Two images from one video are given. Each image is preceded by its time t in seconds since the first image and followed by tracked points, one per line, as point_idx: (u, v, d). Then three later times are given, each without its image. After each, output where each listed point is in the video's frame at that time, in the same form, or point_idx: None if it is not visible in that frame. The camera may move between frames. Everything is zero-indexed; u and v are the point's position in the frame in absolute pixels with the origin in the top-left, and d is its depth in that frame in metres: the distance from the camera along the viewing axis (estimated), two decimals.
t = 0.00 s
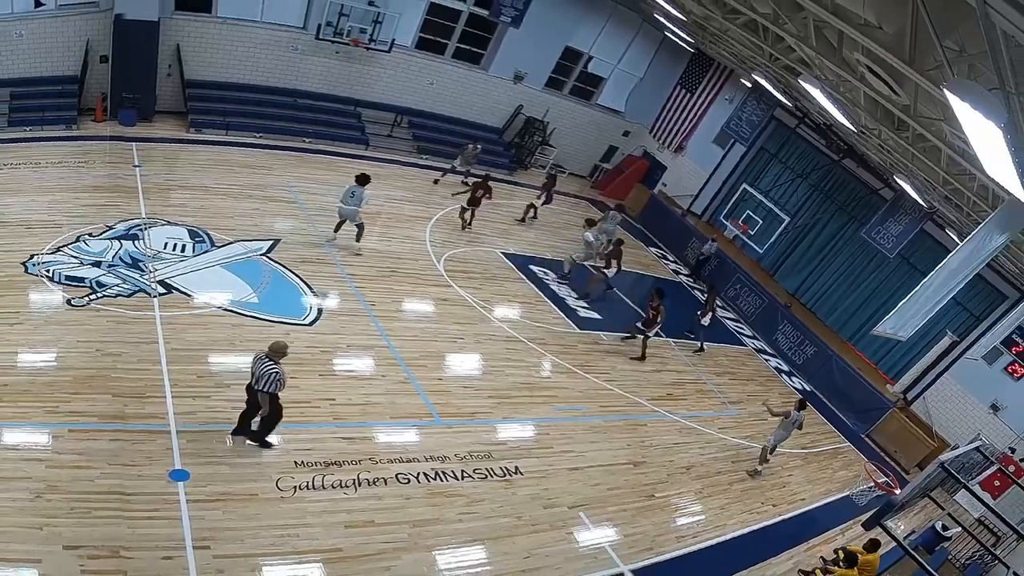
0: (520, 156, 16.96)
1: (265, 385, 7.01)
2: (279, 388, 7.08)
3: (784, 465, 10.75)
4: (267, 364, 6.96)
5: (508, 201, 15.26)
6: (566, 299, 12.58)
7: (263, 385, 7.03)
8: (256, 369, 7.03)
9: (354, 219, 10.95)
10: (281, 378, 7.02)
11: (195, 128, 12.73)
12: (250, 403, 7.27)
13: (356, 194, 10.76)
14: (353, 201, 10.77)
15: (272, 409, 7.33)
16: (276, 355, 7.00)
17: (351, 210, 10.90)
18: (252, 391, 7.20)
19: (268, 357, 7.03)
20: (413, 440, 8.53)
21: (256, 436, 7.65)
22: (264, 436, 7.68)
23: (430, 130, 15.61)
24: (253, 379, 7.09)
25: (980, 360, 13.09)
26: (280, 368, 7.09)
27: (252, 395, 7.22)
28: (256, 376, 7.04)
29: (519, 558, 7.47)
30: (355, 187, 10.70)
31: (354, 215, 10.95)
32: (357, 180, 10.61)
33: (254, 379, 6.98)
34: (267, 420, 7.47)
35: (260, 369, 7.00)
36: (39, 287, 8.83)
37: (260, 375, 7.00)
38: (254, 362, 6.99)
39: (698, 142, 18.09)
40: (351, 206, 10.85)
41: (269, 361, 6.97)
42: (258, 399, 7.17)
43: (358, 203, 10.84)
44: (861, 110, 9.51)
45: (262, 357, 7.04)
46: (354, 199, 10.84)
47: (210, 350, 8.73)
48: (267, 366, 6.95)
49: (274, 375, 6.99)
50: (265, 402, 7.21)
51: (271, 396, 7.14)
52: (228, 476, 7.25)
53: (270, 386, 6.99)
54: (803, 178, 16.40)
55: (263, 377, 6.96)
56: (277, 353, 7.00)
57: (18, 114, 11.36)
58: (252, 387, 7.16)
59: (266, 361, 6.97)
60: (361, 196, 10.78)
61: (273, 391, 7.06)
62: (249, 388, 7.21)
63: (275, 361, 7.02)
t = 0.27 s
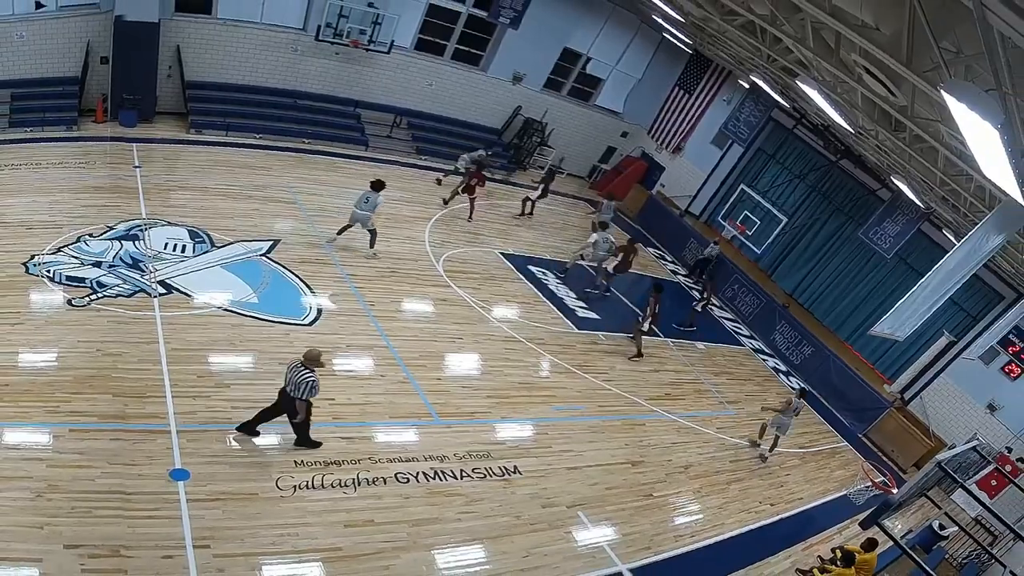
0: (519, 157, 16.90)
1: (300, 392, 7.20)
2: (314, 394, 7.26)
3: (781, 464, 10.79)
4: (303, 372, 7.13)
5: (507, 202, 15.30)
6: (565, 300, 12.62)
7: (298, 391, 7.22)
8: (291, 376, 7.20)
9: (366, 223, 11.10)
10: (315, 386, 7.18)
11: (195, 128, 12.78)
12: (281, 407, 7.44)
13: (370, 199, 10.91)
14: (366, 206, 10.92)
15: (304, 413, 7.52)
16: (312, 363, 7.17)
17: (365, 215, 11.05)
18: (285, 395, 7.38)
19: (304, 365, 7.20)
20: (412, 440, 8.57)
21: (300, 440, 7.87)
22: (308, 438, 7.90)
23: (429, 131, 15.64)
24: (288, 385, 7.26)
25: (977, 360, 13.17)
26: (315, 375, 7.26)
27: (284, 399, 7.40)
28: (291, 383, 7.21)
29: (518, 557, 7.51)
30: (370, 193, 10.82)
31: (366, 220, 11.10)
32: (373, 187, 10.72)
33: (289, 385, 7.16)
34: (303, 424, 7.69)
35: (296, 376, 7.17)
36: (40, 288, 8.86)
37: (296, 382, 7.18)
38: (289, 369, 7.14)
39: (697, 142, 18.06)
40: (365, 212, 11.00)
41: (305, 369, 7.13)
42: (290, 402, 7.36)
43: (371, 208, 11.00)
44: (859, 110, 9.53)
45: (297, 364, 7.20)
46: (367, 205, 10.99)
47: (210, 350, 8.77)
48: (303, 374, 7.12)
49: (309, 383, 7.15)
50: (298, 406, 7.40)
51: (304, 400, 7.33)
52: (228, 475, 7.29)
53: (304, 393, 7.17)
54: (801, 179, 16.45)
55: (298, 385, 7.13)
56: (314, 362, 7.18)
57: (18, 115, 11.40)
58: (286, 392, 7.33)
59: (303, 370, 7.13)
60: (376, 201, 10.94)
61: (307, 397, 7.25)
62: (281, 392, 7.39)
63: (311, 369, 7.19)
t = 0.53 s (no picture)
0: (518, 157, 16.93)
1: (324, 393, 7.27)
2: (337, 395, 7.35)
3: (782, 465, 10.76)
4: (325, 374, 7.18)
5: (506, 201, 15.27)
6: (565, 300, 12.59)
7: (322, 393, 7.27)
8: (312, 379, 7.22)
9: (372, 224, 10.95)
10: (337, 386, 7.28)
11: (194, 128, 12.75)
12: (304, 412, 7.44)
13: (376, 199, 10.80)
14: (374, 206, 10.83)
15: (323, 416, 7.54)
16: (331, 365, 7.22)
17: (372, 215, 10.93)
18: (306, 400, 7.38)
19: (323, 367, 7.23)
20: (412, 440, 8.54)
21: (300, 441, 7.84)
22: (308, 439, 7.87)
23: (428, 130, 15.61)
24: (309, 388, 7.28)
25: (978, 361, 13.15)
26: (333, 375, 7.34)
27: (305, 404, 7.40)
28: (314, 386, 7.23)
29: (517, 558, 7.48)
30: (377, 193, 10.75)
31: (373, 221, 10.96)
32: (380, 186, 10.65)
33: (313, 389, 7.21)
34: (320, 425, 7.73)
35: (318, 378, 7.21)
36: (37, 288, 8.83)
37: (318, 384, 7.23)
38: (311, 372, 7.17)
39: (697, 141, 18.05)
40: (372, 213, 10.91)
41: (327, 371, 7.19)
42: (312, 406, 7.38)
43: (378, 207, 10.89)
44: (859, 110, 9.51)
45: (317, 366, 7.22)
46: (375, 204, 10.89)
47: (208, 350, 8.73)
48: (325, 376, 7.18)
49: (331, 382, 7.23)
50: (319, 410, 7.42)
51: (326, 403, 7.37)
52: (226, 476, 7.26)
53: (327, 393, 7.25)
54: (801, 178, 16.42)
55: (322, 386, 7.20)
56: (332, 363, 7.24)
57: (16, 115, 11.36)
58: (306, 396, 7.33)
59: (323, 371, 7.18)
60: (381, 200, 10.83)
61: (331, 398, 7.33)
62: (300, 398, 7.36)
63: (330, 370, 7.24)
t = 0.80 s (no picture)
0: (516, 155, 16.83)
1: (347, 397, 7.26)
2: (359, 398, 7.33)
3: (781, 467, 10.66)
4: (349, 377, 7.17)
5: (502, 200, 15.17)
6: (563, 300, 12.48)
7: (344, 396, 7.26)
8: (335, 381, 7.19)
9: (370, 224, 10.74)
10: (360, 389, 7.27)
11: (187, 126, 12.65)
12: (324, 414, 7.40)
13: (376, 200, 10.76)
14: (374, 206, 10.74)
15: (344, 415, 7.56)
16: (355, 366, 7.24)
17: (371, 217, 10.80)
18: (327, 402, 7.35)
19: (347, 369, 7.22)
20: (407, 442, 8.43)
21: (294, 442, 7.70)
22: (304, 442, 7.72)
23: (424, 129, 15.50)
24: (332, 391, 7.26)
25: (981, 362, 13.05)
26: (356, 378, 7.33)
27: (325, 405, 7.37)
28: (337, 389, 7.21)
29: (514, 562, 7.38)
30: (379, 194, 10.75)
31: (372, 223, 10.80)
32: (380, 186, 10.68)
33: (336, 391, 7.19)
34: (341, 425, 7.76)
35: (341, 381, 7.19)
36: (28, 288, 8.71)
37: (341, 387, 7.20)
38: (334, 375, 7.14)
39: (696, 140, 17.92)
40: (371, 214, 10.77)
41: (350, 374, 7.18)
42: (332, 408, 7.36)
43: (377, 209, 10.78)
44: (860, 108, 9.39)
45: (340, 369, 7.21)
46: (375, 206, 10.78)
47: (202, 351, 8.63)
48: (349, 380, 7.16)
49: (354, 386, 7.21)
50: (341, 409, 7.43)
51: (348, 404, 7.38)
52: (220, 478, 7.15)
53: (350, 397, 7.22)
54: (802, 177, 16.32)
55: (344, 390, 7.18)
56: (356, 364, 7.26)
57: (8, 112, 11.24)
58: (327, 398, 7.30)
59: (348, 374, 7.17)
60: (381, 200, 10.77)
61: (353, 401, 7.31)
62: (321, 399, 7.32)
63: (354, 372, 7.25)
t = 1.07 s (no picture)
0: (513, 152, 16.52)
1: (366, 397, 7.11)
2: (378, 399, 7.16)
3: (783, 470, 10.48)
4: (369, 376, 7.05)
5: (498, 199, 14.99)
6: (560, 300, 12.31)
7: (362, 396, 7.12)
8: (355, 380, 7.08)
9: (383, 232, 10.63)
10: (380, 390, 7.09)
11: (177, 123, 12.46)
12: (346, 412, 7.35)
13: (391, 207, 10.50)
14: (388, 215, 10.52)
15: (360, 416, 7.42)
16: (376, 366, 7.13)
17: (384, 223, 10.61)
18: (348, 400, 7.26)
19: (368, 369, 7.12)
20: (401, 446, 8.23)
21: (318, 441, 7.69)
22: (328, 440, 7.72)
23: (419, 126, 15.35)
24: (353, 390, 7.16)
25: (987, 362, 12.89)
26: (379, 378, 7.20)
27: (346, 403, 7.29)
28: (355, 388, 7.10)
29: (511, 567, 7.19)
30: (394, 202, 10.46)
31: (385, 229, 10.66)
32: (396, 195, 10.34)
33: (355, 389, 7.08)
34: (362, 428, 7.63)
35: (361, 380, 7.07)
36: (14, 288, 8.51)
37: (361, 386, 7.08)
38: (356, 374, 7.04)
39: (696, 137, 17.72)
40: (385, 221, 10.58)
41: (370, 372, 7.06)
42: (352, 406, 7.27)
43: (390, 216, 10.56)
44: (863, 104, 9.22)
45: (362, 368, 7.11)
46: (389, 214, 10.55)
47: (192, 352, 8.43)
48: (368, 378, 7.06)
49: (374, 386, 7.06)
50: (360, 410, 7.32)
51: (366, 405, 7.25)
52: (210, 482, 6.96)
53: (369, 396, 7.08)
54: (804, 175, 16.14)
55: (363, 388, 7.05)
56: (378, 365, 7.16)
57: None
58: (347, 397, 7.21)
59: (367, 372, 7.06)
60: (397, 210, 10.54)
61: (373, 401, 7.16)
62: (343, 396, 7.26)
63: (376, 372, 7.13)
